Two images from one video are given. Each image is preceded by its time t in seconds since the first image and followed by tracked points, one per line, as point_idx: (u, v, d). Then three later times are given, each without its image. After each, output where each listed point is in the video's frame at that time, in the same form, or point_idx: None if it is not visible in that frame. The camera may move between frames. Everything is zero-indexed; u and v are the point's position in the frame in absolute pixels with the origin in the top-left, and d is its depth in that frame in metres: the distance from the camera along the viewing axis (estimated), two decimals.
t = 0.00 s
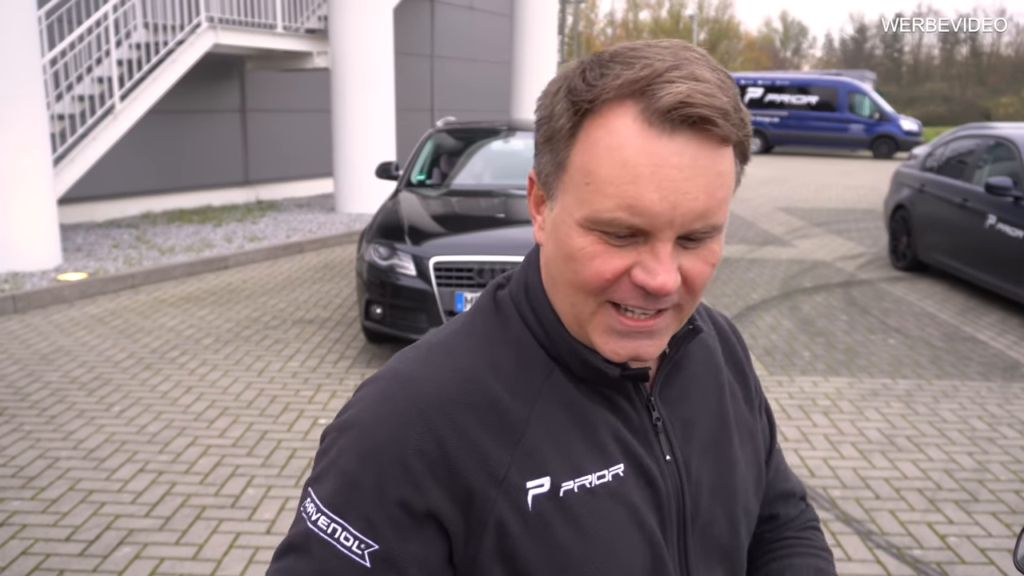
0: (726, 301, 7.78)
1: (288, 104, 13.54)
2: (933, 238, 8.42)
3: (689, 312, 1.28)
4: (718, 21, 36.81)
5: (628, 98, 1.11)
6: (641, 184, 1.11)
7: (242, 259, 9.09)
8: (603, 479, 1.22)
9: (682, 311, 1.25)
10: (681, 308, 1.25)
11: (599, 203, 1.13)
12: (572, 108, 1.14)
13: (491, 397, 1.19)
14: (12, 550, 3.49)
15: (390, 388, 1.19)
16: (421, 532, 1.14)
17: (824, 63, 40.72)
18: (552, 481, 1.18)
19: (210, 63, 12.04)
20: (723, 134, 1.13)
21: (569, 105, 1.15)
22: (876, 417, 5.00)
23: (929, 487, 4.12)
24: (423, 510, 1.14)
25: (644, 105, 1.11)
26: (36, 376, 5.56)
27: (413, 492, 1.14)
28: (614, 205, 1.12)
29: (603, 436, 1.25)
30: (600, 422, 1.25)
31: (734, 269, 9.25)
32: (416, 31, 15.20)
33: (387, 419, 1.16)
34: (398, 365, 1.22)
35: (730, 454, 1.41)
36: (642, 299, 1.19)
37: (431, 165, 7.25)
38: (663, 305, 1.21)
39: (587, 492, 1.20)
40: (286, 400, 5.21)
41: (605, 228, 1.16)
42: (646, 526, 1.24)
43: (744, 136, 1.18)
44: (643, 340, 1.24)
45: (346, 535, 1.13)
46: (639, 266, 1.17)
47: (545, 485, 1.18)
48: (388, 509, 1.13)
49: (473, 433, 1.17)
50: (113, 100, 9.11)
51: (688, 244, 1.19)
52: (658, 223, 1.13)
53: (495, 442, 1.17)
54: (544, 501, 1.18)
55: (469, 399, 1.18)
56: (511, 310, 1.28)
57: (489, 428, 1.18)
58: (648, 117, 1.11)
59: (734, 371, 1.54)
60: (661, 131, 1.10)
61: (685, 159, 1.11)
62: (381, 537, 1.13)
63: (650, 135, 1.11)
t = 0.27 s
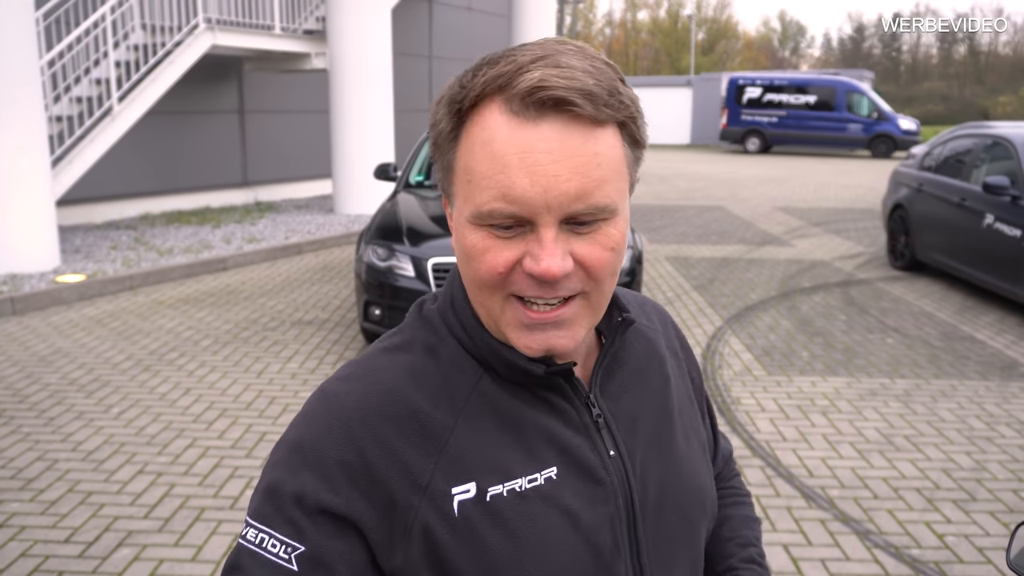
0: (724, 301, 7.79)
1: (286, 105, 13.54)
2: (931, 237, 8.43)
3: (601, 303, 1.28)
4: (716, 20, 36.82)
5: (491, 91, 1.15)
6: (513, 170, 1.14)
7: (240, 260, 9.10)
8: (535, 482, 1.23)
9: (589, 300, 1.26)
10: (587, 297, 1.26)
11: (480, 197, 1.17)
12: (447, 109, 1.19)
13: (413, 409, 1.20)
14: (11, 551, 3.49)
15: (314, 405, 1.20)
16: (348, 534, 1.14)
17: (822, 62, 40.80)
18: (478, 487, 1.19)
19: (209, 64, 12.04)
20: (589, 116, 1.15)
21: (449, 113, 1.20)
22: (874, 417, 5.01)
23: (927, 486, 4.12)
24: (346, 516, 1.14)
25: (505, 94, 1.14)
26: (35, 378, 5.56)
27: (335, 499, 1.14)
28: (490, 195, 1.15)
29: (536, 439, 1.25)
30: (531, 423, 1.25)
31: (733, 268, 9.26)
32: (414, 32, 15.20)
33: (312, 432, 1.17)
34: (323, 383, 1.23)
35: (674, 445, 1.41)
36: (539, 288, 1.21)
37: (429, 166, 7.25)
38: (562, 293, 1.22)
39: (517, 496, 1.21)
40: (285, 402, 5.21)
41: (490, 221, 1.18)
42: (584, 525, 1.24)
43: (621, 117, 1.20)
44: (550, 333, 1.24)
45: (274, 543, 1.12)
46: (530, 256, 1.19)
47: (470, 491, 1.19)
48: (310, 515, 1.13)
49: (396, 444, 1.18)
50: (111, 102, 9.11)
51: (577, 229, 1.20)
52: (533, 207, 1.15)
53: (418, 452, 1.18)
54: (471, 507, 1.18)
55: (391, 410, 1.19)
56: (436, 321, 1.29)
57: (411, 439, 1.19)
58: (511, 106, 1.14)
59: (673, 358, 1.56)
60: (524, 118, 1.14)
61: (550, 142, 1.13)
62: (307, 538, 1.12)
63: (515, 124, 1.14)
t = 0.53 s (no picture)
0: (724, 301, 7.79)
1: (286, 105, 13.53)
2: (931, 238, 8.43)
3: (576, 295, 1.30)
4: (715, 21, 36.83)
5: (456, 94, 1.17)
6: (491, 167, 1.15)
7: (240, 259, 9.09)
8: (524, 480, 1.24)
9: (567, 292, 1.28)
10: (565, 289, 1.27)
11: (456, 199, 1.17)
12: (412, 116, 1.19)
13: (399, 416, 1.19)
14: (11, 551, 3.49)
15: (298, 423, 1.18)
16: (349, 542, 1.10)
17: (821, 63, 40.85)
18: (471, 488, 1.19)
19: (208, 63, 12.02)
20: (553, 110, 1.19)
21: (412, 120, 1.20)
22: (874, 417, 5.01)
23: (928, 487, 4.12)
24: (347, 524, 1.10)
25: (473, 95, 1.16)
26: (35, 377, 5.55)
27: (334, 506, 1.10)
28: (470, 195, 1.15)
29: (520, 437, 1.27)
30: (516, 421, 1.27)
31: (733, 269, 9.26)
32: (414, 31, 15.20)
33: (302, 446, 1.14)
34: (304, 403, 1.21)
35: (649, 432, 1.48)
36: (524, 283, 1.21)
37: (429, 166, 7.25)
38: (545, 286, 1.23)
39: (509, 494, 1.22)
40: (285, 401, 5.20)
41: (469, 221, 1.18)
42: (575, 517, 1.26)
43: (580, 111, 1.24)
44: (535, 327, 1.25)
45: (274, 555, 1.07)
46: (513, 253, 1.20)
47: (464, 493, 1.18)
48: (311, 524, 1.09)
49: (386, 451, 1.16)
50: (111, 101, 9.10)
51: (553, 222, 1.22)
52: (513, 202, 1.16)
53: (409, 458, 1.17)
54: (466, 509, 1.18)
55: (378, 418, 1.18)
56: (408, 334, 1.29)
57: (399, 446, 1.17)
58: (480, 106, 1.16)
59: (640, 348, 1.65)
60: (494, 117, 1.15)
61: (522, 137, 1.15)
62: (311, 542, 1.08)
63: (486, 122, 1.15)
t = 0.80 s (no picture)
0: (724, 301, 7.79)
1: (285, 104, 13.52)
2: (931, 238, 8.44)
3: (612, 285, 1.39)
4: (714, 21, 36.84)
5: (553, 89, 1.21)
6: (598, 159, 1.21)
7: (240, 259, 9.08)
8: (529, 473, 1.24)
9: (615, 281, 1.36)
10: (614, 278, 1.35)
11: (565, 190, 1.20)
12: (507, 107, 1.20)
13: (405, 414, 1.19)
14: (13, 550, 3.49)
15: (306, 426, 1.18)
16: (364, 538, 1.10)
17: (820, 63, 40.90)
18: (478, 483, 1.19)
19: (207, 62, 12.02)
20: (622, 112, 1.30)
21: (499, 111, 1.20)
22: (876, 417, 5.01)
23: (929, 486, 4.12)
24: (364, 523, 1.10)
25: (572, 91, 1.22)
26: (35, 377, 5.55)
27: (347, 504, 1.10)
28: (581, 185, 1.20)
29: (523, 432, 1.27)
30: (517, 415, 1.27)
31: (733, 268, 9.26)
32: (413, 31, 15.19)
33: (311, 447, 1.14)
34: (309, 406, 1.21)
35: (645, 421, 1.49)
36: (604, 271, 1.27)
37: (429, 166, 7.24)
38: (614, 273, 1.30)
39: (514, 488, 1.22)
40: (286, 401, 5.20)
41: (565, 212, 1.21)
42: (580, 509, 1.27)
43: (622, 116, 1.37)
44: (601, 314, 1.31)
45: (289, 554, 1.06)
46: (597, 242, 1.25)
47: (471, 489, 1.18)
48: (325, 522, 1.09)
49: (392, 448, 1.16)
50: (110, 100, 9.09)
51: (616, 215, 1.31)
52: (613, 192, 1.24)
53: (416, 455, 1.17)
54: (474, 504, 1.18)
55: (385, 417, 1.18)
56: (408, 333, 1.30)
57: (405, 443, 1.18)
58: (579, 102, 1.22)
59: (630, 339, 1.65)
60: (593, 112, 1.22)
61: (617, 133, 1.25)
62: (328, 538, 1.08)
63: (586, 117, 1.22)
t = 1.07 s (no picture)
0: (722, 298, 7.77)
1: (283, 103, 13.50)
2: (929, 235, 8.43)
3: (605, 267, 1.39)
4: (713, 20, 36.84)
5: (549, 68, 1.21)
6: (592, 139, 1.21)
7: (237, 258, 9.06)
8: (520, 455, 1.23)
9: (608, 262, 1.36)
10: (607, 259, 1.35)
11: (558, 169, 1.20)
12: (501, 85, 1.20)
13: (394, 393, 1.18)
14: (7, 548, 3.47)
15: (294, 405, 1.16)
16: (348, 521, 1.09)
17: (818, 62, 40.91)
18: (468, 463, 1.18)
19: (204, 61, 12.00)
20: (618, 95, 1.30)
21: (494, 88, 1.20)
22: (874, 413, 5.00)
23: (927, 482, 4.11)
24: (352, 502, 1.09)
25: (567, 70, 1.22)
26: (31, 375, 5.53)
27: (330, 485, 1.09)
28: (574, 165, 1.20)
29: (514, 412, 1.26)
30: (508, 395, 1.26)
31: (731, 266, 9.25)
32: (411, 30, 15.17)
33: (297, 427, 1.13)
34: (298, 385, 1.20)
35: (638, 407, 1.48)
36: (596, 252, 1.27)
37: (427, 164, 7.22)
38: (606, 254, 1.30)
39: (505, 468, 1.20)
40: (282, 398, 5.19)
41: (557, 191, 1.21)
42: (571, 491, 1.25)
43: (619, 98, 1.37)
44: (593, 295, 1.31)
45: (271, 538, 1.05)
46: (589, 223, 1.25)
47: (461, 468, 1.17)
48: (309, 503, 1.08)
49: (381, 427, 1.15)
50: (107, 99, 9.07)
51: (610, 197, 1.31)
52: (606, 173, 1.23)
53: (404, 435, 1.16)
54: (463, 483, 1.17)
55: (373, 396, 1.17)
56: (401, 314, 1.30)
57: (394, 422, 1.16)
58: (574, 82, 1.21)
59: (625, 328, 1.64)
60: (588, 92, 1.22)
61: (612, 114, 1.25)
62: (309, 522, 1.06)
63: (581, 97, 1.22)
